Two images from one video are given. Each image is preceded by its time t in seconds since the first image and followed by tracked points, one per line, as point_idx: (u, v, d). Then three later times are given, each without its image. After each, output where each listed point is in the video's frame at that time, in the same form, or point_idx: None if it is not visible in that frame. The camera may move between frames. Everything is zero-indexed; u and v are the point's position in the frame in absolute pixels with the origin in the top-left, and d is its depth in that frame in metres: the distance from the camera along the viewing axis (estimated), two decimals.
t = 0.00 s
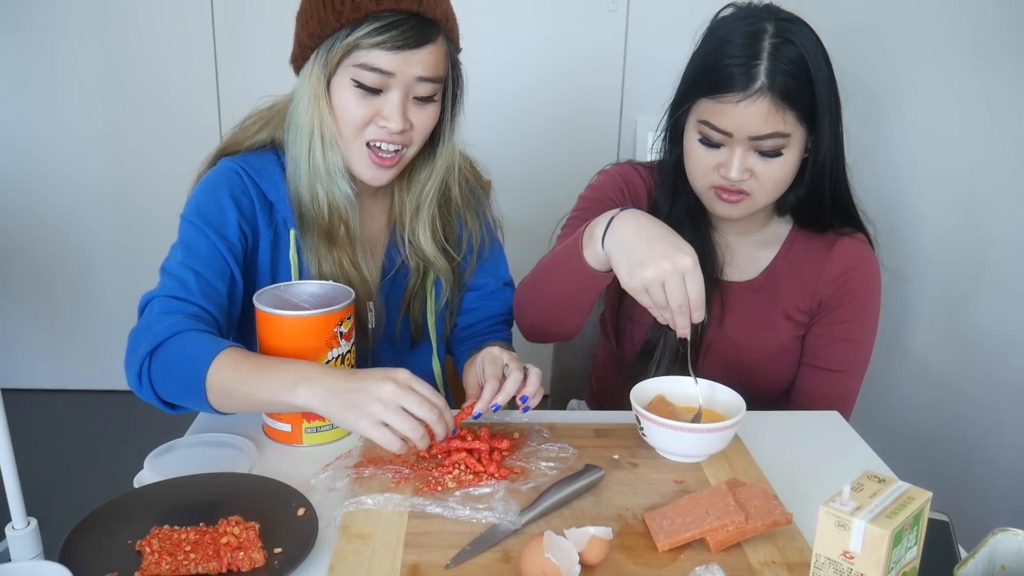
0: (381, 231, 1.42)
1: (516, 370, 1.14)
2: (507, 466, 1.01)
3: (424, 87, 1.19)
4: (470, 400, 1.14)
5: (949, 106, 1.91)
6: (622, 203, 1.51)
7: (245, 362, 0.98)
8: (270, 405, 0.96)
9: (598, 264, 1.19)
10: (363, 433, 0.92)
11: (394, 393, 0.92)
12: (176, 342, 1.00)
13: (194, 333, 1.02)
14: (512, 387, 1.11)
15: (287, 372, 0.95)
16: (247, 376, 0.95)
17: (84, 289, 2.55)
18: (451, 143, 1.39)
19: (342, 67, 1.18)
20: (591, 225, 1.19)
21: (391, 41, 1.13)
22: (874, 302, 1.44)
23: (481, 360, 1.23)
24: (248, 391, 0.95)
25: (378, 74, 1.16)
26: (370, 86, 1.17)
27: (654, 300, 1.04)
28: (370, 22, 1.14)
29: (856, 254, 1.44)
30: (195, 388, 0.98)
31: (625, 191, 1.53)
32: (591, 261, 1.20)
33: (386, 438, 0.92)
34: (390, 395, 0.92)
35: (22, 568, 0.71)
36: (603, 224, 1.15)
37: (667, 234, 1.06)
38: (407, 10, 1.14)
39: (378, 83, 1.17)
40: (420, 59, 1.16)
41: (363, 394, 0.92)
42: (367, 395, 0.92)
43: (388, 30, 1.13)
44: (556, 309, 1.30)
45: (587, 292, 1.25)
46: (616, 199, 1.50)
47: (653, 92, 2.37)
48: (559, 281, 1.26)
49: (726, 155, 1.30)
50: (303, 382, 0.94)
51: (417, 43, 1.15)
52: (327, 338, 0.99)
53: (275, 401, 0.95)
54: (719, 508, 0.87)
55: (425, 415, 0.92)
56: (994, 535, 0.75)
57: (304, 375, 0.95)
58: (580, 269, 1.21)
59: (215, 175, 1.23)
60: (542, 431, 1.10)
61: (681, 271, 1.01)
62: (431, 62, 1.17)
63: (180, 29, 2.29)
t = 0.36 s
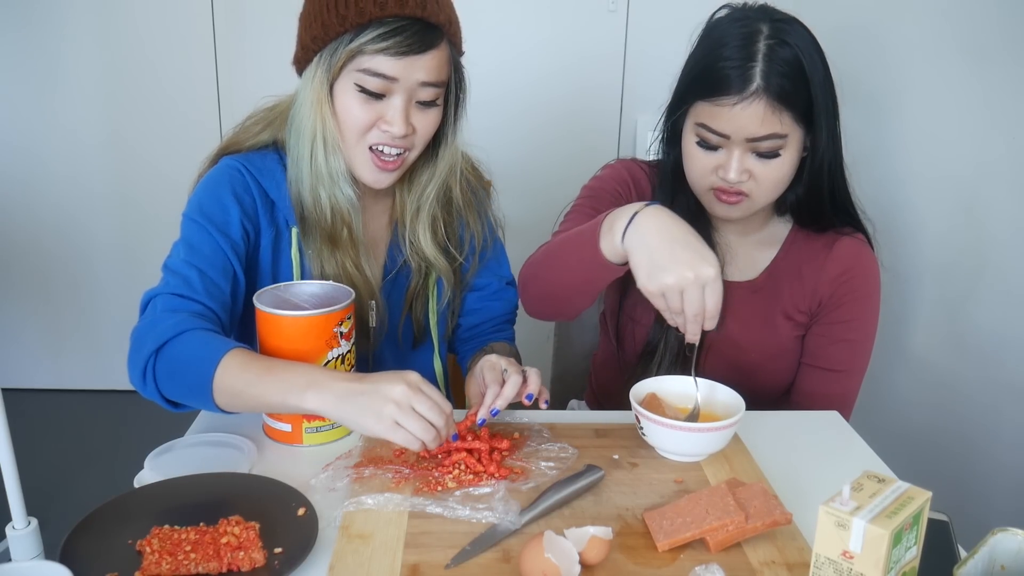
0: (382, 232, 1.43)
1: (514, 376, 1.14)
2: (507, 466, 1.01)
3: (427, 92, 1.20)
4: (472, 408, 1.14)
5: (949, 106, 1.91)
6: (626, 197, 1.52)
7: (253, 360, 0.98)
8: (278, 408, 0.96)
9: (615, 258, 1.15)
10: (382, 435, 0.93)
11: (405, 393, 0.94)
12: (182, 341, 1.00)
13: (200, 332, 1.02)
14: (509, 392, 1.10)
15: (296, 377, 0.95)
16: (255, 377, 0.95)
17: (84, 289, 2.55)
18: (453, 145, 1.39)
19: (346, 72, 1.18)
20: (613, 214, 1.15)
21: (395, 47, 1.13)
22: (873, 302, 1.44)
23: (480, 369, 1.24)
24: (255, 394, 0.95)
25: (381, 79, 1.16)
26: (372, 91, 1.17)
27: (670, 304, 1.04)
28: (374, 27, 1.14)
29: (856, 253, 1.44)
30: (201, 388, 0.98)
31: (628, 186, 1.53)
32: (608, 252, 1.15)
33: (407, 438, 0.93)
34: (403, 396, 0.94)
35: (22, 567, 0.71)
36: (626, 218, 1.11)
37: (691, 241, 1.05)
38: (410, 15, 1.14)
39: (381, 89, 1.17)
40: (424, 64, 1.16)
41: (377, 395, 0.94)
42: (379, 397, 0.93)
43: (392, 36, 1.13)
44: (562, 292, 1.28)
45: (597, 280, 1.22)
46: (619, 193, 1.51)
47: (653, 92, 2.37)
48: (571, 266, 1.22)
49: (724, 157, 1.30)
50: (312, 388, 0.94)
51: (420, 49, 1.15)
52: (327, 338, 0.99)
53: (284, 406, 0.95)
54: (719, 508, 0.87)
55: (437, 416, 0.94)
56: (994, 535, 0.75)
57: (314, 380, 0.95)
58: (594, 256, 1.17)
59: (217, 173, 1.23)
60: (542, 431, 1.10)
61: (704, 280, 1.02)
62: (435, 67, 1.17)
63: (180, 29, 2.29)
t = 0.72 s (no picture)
0: (384, 233, 1.43)
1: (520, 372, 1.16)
2: (507, 467, 1.01)
3: (429, 92, 1.20)
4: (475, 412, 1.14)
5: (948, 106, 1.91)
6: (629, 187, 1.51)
7: (256, 373, 0.98)
8: (279, 421, 0.96)
9: (683, 238, 1.10)
10: (385, 442, 0.94)
11: (403, 396, 0.95)
12: (182, 344, 1.00)
13: (202, 337, 1.02)
14: (518, 387, 1.13)
15: (298, 389, 0.96)
16: (257, 390, 0.95)
17: (84, 290, 2.55)
18: (454, 144, 1.39)
19: (347, 74, 1.18)
20: (690, 193, 1.11)
21: (397, 48, 1.14)
22: (872, 302, 1.44)
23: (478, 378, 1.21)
24: (256, 406, 0.95)
25: (383, 81, 1.16)
26: (375, 92, 1.18)
27: (730, 296, 1.02)
28: (375, 29, 1.14)
29: (855, 253, 1.44)
30: (199, 395, 0.98)
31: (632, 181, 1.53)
32: (675, 230, 1.11)
33: (412, 441, 0.94)
34: (401, 399, 0.95)
35: (22, 567, 0.71)
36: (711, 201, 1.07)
37: (767, 238, 1.02)
38: (411, 16, 1.14)
39: (384, 90, 1.17)
40: (426, 65, 1.16)
41: (375, 402, 0.94)
42: (378, 403, 0.94)
43: (394, 38, 1.13)
44: (595, 265, 1.23)
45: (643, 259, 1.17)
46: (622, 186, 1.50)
47: (653, 91, 2.37)
48: (622, 238, 1.17)
49: (719, 159, 1.30)
50: (314, 402, 0.94)
51: (422, 50, 1.15)
52: (326, 338, 0.99)
53: (284, 417, 0.95)
54: (719, 508, 0.87)
55: (438, 417, 0.95)
56: (993, 535, 0.75)
57: (315, 396, 0.95)
58: (661, 238, 1.12)
59: (218, 174, 1.23)
60: (541, 431, 1.10)
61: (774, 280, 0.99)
62: (436, 67, 1.18)
63: (180, 29, 2.29)
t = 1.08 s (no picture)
0: (381, 233, 1.42)
1: (519, 370, 1.16)
2: (507, 467, 1.01)
3: (420, 84, 1.20)
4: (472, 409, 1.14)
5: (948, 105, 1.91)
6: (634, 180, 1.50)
7: (252, 372, 0.98)
8: (273, 419, 0.95)
9: (713, 235, 1.08)
10: (387, 434, 0.92)
11: (407, 397, 0.98)
12: (178, 341, 1.00)
13: (199, 335, 1.02)
14: (518, 386, 1.13)
15: (296, 386, 0.96)
16: (251, 385, 0.96)
17: (83, 290, 2.55)
18: (453, 146, 1.39)
19: (338, 64, 1.19)
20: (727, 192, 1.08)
21: (386, 38, 1.14)
22: (873, 301, 1.44)
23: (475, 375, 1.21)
24: (251, 400, 0.95)
25: (373, 69, 1.16)
26: (365, 80, 1.18)
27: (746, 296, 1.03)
28: (365, 18, 1.14)
29: (855, 253, 1.44)
30: (193, 392, 0.98)
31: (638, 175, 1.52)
32: (706, 227, 1.08)
33: (414, 435, 0.94)
34: (404, 399, 0.98)
35: (22, 567, 0.71)
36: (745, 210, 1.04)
37: (797, 248, 1.02)
38: (401, 7, 1.14)
39: (374, 78, 1.18)
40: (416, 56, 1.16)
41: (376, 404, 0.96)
42: (381, 404, 0.97)
43: (381, 26, 1.13)
44: (610, 251, 1.22)
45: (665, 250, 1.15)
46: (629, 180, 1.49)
47: (653, 92, 2.37)
48: (645, 228, 1.15)
49: (721, 159, 1.30)
50: (310, 395, 0.95)
51: (411, 40, 1.15)
52: (326, 337, 0.99)
53: (280, 413, 0.94)
54: (719, 508, 0.87)
55: (442, 414, 0.98)
56: (994, 535, 0.75)
57: (315, 391, 0.96)
58: (686, 233, 1.10)
59: (216, 175, 1.23)
60: (542, 431, 1.10)
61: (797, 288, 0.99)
62: (427, 59, 1.18)
63: (180, 29, 2.29)
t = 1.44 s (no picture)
0: (383, 233, 1.42)
1: (518, 373, 1.16)
2: (507, 467, 1.01)
3: (420, 82, 1.20)
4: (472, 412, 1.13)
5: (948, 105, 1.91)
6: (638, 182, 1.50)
7: (253, 379, 0.98)
8: (274, 429, 0.95)
9: (702, 237, 1.08)
10: (386, 444, 0.93)
11: (403, 401, 0.97)
12: (179, 346, 1.00)
13: (200, 340, 1.02)
14: (518, 390, 1.13)
15: (295, 399, 0.96)
16: (252, 396, 0.96)
17: (84, 290, 2.55)
18: (453, 143, 1.39)
19: (338, 67, 1.19)
20: (716, 194, 1.09)
21: (385, 39, 1.14)
22: (876, 302, 1.44)
23: (475, 378, 1.21)
24: (253, 410, 0.95)
25: (372, 72, 1.17)
26: (364, 82, 1.19)
27: (740, 300, 1.02)
28: (364, 21, 1.14)
29: (860, 254, 1.44)
30: (194, 398, 0.98)
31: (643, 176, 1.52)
32: (695, 227, 1.09)
33: (413, 441, 0.94)
34: (400, 403, 0.97)
35: (22, 567, 0.71)
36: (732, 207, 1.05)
37: (789, 249, 1.01)
38: (399, 8, 1.14)
39: (373, 79, 1.18)
40: (415, 55, 1.17)
41: (372, 411, 0.96)
42: (378, 410, 0.96)
43: (379, 28, 1.14)
44: (611, 254, 1.22)
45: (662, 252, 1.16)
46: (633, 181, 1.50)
47: (653, 91, 2.37)
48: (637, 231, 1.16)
49: (728, 157, 1.30)
50: (310, 407, 0.95)
51: (410, 41, 1.15)
52: (326, 338, 0.99)
53: (281, 425, 0.95)
54: (719, 508, 0.87)
55: (437, 418, 0.98)
56: (994, 535, 0.75)
57: (314, 403, 0.96)
58: (676, 234, 1.11)
59: (217, 177, 1.23)
60: (542, 431, 1.10)
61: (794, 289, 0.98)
62: (426, 58, 1.18)
63: (180, 29, 2.29)
